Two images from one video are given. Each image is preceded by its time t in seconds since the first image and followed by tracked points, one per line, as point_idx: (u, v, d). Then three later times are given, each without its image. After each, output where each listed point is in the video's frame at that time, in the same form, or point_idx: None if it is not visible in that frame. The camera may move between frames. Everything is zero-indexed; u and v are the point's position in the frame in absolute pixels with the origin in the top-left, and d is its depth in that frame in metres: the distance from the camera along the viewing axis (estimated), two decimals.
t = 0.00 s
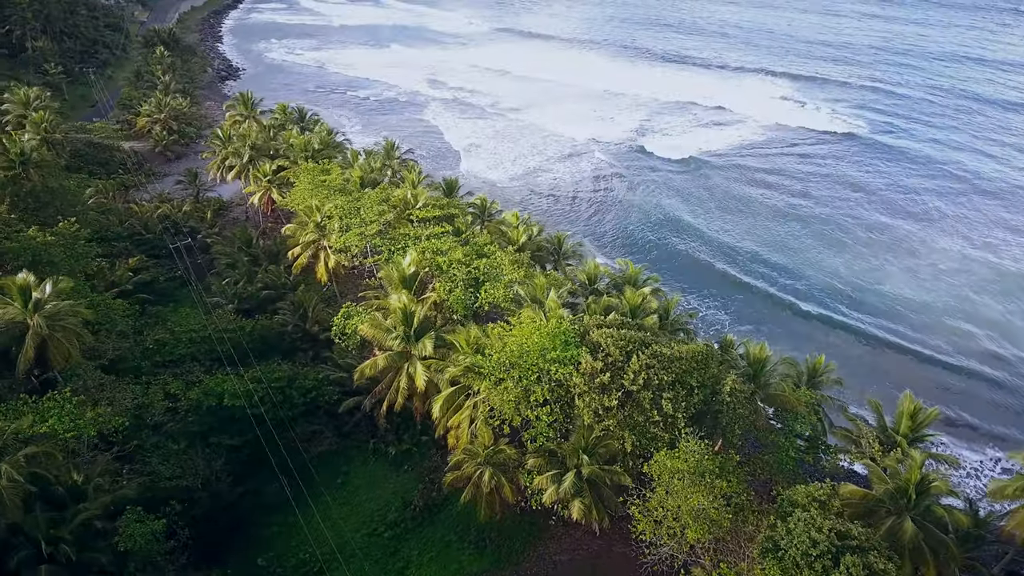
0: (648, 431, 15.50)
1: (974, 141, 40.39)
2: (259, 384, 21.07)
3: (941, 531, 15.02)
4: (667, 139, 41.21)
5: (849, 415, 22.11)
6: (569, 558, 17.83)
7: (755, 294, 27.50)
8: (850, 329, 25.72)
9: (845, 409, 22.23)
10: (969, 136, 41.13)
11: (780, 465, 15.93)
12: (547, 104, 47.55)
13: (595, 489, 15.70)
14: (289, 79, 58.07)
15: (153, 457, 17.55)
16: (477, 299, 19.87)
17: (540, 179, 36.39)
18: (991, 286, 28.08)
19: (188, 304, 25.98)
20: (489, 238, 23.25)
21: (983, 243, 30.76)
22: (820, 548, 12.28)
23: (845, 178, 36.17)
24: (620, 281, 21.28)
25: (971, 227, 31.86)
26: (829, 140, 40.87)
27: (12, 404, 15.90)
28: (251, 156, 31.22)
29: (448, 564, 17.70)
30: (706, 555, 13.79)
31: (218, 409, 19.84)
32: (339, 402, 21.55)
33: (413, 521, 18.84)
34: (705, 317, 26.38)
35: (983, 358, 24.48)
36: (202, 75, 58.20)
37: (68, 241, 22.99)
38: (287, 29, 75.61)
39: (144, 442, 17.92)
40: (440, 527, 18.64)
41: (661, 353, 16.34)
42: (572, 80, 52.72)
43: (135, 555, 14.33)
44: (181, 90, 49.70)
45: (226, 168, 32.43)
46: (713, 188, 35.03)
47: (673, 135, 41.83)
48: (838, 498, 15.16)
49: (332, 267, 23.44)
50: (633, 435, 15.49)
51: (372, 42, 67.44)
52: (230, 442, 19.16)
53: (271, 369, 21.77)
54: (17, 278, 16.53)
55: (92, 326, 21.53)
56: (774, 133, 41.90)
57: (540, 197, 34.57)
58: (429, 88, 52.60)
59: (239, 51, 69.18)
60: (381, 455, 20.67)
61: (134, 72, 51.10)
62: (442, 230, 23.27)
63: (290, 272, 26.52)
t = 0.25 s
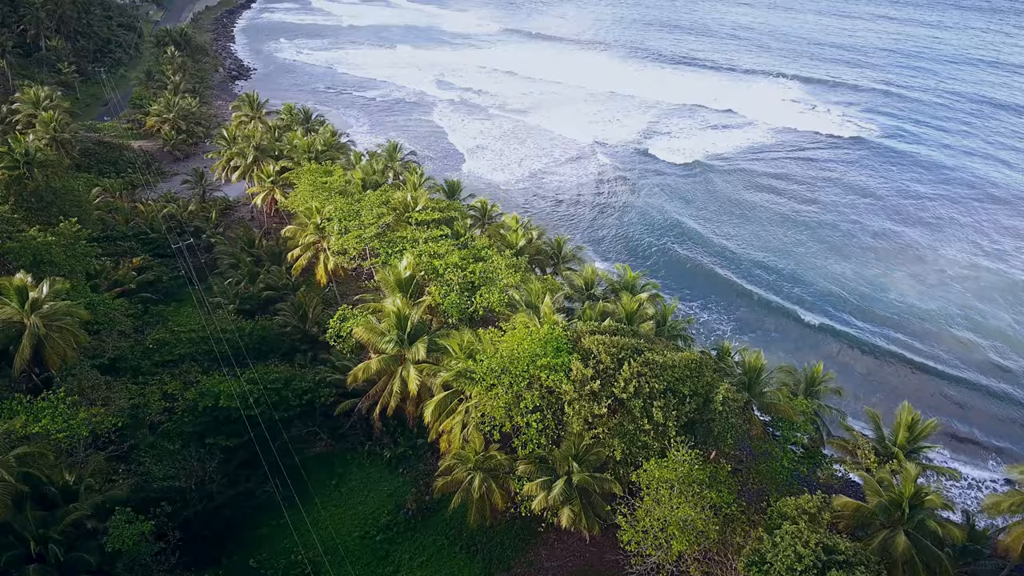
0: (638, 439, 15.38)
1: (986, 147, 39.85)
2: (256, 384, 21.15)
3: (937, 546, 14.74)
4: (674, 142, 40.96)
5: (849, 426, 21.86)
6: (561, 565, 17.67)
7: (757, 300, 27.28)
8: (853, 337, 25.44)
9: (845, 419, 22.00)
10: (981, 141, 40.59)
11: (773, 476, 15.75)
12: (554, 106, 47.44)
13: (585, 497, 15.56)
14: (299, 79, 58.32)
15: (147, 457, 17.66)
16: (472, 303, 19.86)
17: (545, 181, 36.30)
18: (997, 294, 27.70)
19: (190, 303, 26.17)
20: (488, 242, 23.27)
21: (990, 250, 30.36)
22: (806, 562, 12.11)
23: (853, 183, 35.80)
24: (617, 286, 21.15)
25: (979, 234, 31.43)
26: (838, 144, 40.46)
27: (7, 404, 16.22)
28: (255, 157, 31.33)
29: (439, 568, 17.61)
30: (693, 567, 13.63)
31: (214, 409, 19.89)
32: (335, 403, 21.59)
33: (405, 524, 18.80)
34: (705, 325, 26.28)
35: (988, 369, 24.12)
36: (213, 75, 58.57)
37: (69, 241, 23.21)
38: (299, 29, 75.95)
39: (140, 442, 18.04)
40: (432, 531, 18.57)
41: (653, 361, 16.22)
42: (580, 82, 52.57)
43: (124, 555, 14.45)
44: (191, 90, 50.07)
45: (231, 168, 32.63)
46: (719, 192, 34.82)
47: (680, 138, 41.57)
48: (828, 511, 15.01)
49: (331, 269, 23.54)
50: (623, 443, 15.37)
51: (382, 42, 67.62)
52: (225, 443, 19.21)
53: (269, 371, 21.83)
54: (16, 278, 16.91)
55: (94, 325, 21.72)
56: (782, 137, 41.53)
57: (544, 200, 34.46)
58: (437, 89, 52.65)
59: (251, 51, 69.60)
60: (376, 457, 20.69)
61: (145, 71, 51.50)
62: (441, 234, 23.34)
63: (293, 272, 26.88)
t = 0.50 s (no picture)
0: (625, 447, 15.28)
1: (993, 151, 39.45)
2: (250, 385, 21.19)
3: (928, 559, 14.54)
4: (677, 144, 40.78)
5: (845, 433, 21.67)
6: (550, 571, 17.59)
7: (754, 305, 27.14)
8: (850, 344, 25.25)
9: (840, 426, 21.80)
10: (987, 145, 40.17)
11: (761, 486, 15.62)
12: (557, 108, 47.34)
13: (572, 505, 15.45)
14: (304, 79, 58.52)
15: (137, 458, 17.70)
16: (464, 307, 19.83)
17: (546, 183, 36.22)
18: (999, 301, 27.41)
19: (188, 302, 26.29)
20: (482, 244, 23.24)
21: (994, 256, 30.04)
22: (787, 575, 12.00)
23: (857, 187, 35.52)
24: (612, 291, 21.04)
25: (983, 240, 31.12)
26: (842, 147, 40.15)
27: None
28: (256, 158, 31.45)
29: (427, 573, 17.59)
30: None
31: (206, 411, 19.72)
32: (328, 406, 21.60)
33: (395, 529, 18.79)
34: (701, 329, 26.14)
35: (989, 378, 23.83)
36: (219, 76, 58.87)
37: (66, 241, 23.35)
38: (306, 29, 76.19)
39: (131, 443, 18.06)
40: (422, 536, 18.57)
41: (642, 368, 16.13)
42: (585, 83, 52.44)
43: (110, 557, 14.52)
44: (196, 90, 50.32)
45: (232, 169, 32.75)
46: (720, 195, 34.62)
47: (683, 141, 41.37)
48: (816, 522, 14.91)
49: (327, 271, 23.59)
50: (610, 451, 15.28)
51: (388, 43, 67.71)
52: (218, 443, 19.15)
53: (263, 372, 21.90)
54: (8, 280, 17.50)
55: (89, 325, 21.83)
56: (786, 140, 41.27)
57: (544, 203, 34.38)
58: (441, 90, 52.67)
59: (257, 51, 69.88)
60: (368, 461, 20.72)
61: (151, 71, 51.85)
62: (436, 236, 23.33)
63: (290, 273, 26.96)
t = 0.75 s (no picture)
0: (612, 453, 15.19)
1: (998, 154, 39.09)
2: (243, 387, 21.25)
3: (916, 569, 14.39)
4: (679, 147, 40.59)
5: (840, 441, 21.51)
6: None
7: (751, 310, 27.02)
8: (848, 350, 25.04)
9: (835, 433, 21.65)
10: (992, 149, 39.80)
11: (749, 493, 15.49)
12: (560, 109, 47.22)
13: (558, 511, 15.35)
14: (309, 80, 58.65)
15: (128, 459, 17.80)
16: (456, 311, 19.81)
17: (546, 185, 36.14)
18: (1000, 307, 27.14)
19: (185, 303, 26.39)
20: (477, 247, 23.19)
21: (996, 261, 29.75)
22: None
23: (859, 191, 35.23)
24: (605, 296, 20.94)
25: (985, 245, 30.81)
26: (845, 150, 39.86)
27: None
28: (255, 159, 31.54)
29: None
30: None
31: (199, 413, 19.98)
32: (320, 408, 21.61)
33: (384, 532, 18.79)
34: (698, 334, 26.04)
35: (986, 386, 23.65)
36: (224, 76, 59.11)
37: (62, 243, 23.60)
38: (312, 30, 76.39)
39: (122, 444, 18.20)
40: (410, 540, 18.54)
41: (629, 374, 16.06)
42: (589, 85, 52.30)
43: (94, 559, 14.57)
44: (201, 91, 50.54)
45: (232, 170, 32.85)
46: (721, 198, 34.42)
47: (685, 143, 41.17)
48: (803, 532, 14.76)
49: (321, 273, 23.62)
50: (597, 457, 15.20)
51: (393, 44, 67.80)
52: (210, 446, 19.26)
53: (256, 374, 21.96)
54: None
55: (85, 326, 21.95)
56: (788, 143, 41.01)
57: (544, 205, 34.33)
58: (444, 91, 52.68)
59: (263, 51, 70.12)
60: (360, 463, 20.72)
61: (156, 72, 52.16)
62: (430, 239, 23.32)
63: (287, 274, 27.02)
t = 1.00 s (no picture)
0: (598, 460, 15.11)
1: (1005, 159, 38.66)
2: (237, 388, 21.34)
3: None
4: (682, 149, 40.41)
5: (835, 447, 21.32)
6: None
7: (749, 314, 26.87)
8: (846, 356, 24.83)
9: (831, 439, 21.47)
10: (999, 153, 39.37)
11: (737, 502, 15.39)
12: (564, 111, 47.12)
13: (544, 518, 15.30)
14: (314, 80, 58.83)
15: (119, 460, 17.89)
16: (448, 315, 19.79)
17: (546, 187, 36.07)
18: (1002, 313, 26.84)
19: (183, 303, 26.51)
20: (471, 250, 23.16)
21: (999, 267, 29.43)
22: None
23: (862, 195, 34.94)
24: (598, 300, 20.81)
25: (989, 251, 30.48)
26: (849, 154, 39.55)
27: None
28: (255, 160, 31.67)
29: None
30: None
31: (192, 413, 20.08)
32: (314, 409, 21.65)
33: (374, 535, 18.80)
34: (695, 337, 25.94)
35: (985, 394, 23.38)
36: (230, 76, 59.39)
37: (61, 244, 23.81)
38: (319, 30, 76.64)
39: (114, 444, 18.30)
40: (400, 543, 18.52)
41: (617, 380, 15.97)
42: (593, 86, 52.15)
43: (80, 559, 14.64)
44: (206, 91, 50.81)
45: (232, 170, 32.97)
46: (722, 201, 34.22)
47: (688, 146, 40.97)
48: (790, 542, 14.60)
49: (317, 275, 23.67)
50: (583, 464, 15.11)
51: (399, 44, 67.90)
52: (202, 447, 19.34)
53: (250, 376, 22.04)
54: None
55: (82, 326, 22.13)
56: (792, 145, 40.75)
57: (544, 208, 34.27)
58: (448, 92, 52.71)
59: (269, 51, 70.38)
60: (352, 466, 20.73)
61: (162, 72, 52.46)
62: (425, 242, 23.32)
63: (285, 275, 27.11)
